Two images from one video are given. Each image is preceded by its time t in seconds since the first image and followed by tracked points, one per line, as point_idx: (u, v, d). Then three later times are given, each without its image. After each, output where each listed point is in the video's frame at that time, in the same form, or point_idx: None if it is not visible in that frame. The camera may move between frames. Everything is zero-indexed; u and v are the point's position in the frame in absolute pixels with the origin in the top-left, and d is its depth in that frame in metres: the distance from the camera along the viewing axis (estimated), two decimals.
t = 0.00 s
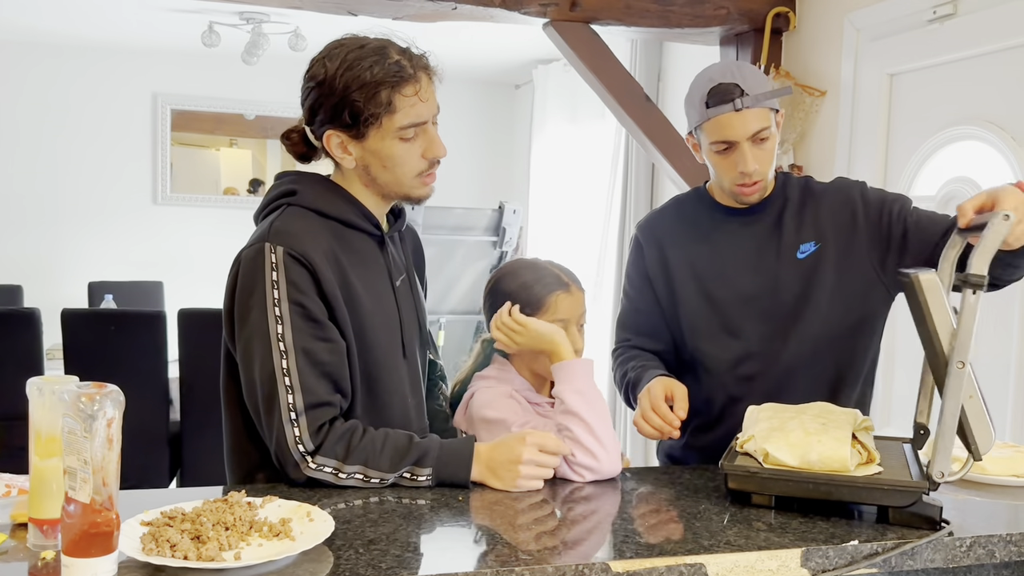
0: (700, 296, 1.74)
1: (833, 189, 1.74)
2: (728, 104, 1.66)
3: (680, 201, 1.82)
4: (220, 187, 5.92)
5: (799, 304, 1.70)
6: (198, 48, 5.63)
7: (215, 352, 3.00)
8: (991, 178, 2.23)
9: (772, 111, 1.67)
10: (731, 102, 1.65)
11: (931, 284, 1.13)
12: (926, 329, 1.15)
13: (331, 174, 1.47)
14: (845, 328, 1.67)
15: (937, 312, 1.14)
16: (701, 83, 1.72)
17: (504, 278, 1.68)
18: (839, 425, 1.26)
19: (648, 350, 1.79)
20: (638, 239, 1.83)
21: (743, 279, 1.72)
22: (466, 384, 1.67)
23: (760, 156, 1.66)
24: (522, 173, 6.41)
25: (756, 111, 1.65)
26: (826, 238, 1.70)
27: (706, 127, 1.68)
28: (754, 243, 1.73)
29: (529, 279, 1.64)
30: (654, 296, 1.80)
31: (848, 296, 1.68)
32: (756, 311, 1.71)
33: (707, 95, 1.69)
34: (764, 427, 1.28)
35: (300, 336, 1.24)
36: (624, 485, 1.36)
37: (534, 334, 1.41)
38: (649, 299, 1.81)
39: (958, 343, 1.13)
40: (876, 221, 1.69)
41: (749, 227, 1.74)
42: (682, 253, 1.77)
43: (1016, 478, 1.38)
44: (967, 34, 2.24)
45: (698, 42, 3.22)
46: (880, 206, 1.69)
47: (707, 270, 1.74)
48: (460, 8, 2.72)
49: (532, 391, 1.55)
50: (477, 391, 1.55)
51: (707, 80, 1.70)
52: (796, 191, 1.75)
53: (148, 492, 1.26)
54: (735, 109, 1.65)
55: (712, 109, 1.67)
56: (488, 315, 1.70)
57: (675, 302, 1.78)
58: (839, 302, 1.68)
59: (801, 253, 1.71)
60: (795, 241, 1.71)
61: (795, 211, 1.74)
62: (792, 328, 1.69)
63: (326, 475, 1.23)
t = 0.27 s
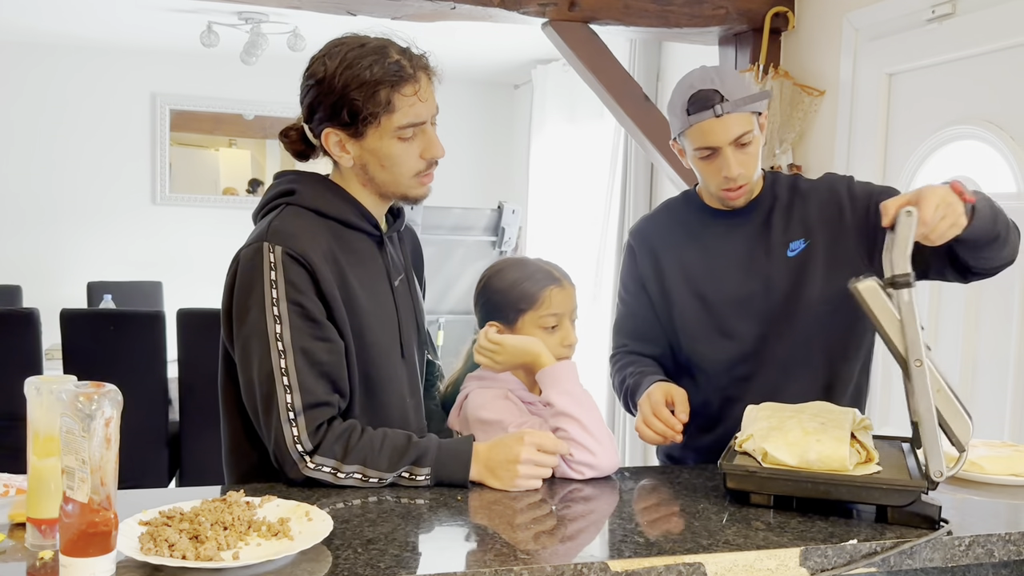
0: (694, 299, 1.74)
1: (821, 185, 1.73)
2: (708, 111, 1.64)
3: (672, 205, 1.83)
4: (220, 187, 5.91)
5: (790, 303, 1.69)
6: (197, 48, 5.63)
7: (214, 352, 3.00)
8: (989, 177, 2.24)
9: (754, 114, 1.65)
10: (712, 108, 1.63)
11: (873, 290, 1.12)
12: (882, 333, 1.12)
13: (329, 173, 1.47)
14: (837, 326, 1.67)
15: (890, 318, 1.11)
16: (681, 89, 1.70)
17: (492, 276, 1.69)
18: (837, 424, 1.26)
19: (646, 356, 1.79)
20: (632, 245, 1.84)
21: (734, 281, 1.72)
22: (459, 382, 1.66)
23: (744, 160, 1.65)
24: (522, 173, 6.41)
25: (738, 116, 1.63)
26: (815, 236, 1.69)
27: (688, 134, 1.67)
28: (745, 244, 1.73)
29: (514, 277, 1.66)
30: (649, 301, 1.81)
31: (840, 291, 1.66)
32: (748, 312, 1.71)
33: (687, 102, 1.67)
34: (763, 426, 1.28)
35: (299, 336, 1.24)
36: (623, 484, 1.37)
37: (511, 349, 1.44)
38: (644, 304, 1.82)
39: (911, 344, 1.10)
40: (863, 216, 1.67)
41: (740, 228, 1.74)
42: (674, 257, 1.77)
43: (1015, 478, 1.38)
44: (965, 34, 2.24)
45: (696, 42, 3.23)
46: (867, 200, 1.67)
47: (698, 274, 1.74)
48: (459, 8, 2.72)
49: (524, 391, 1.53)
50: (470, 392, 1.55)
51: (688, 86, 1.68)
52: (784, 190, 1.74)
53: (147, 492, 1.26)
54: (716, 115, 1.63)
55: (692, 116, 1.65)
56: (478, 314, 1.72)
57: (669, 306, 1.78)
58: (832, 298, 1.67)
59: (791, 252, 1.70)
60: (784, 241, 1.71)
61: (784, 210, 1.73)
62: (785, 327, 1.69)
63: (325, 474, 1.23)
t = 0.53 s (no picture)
0: (689, 304, 1.74)
1: (806, 183, 1.74)
2: (686, 119, 1.63)
3: (661, 211, 1.83)
4: (219, 186, 5.90)
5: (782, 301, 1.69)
6: (196, 47, 5.63)
7: (213, 352, 2.99)
8: (989, 177, 2.24)
9: (731, 119, 1.64)
10: (689, 117, 1.63)
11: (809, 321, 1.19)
12: (835, 353, 1.18)
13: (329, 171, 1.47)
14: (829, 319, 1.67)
15: (836, 339, 1.17)
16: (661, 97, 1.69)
17: (488, 275, 1.70)
18: (837, 424, 1.26)
19: (647, 363, 1.78)
20: (625, 253, 1.84)
21: (727, 284, 1.72)
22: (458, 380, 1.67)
23: (724, 166, 1.66)
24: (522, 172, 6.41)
25: (716, 123, 1.62)
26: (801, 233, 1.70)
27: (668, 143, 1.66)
28: (736, 247, 1.73)
29: (510, 276, 1.67)
30: (645, 308, 1.81)
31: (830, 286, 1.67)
32: (742, 312, 1.71)
33: (665, 111, 1.66)
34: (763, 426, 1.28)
35: (298, 335, 1.24)
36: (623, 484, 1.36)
37: (512, 348, 1.47)
38: (639, 310, 1.82)
39: (863, 357, 1.16)
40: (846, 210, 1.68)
41: (730, 231, 1.74)
42: (667, 263, 1.78)
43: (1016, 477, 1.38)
44: (966, 33, 2.24)
45: (696, 41, 3.23)
46: (848, 193, 1.68)
47: (690, 278, 1.75)
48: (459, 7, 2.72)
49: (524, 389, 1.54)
50: (471, 392, 1.54)
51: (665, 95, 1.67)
52: (769, 189, 1.75)
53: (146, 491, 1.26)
54: (693, 124, 1.62)
55: (671, 125, 1.65)
56: (476, 314, 1.72)
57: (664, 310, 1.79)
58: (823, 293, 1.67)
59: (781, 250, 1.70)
60: (773, 242, 1.71)
61: (770, 209, 1.73)
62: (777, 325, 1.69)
63: (325, 474, 1.23)
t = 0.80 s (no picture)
0: (683, 309, 1.74)
1: (788, 182, 1.75)
2: (662, 125, 1.63)
3: (649, 216, 1.83)
4: (218, 185, 5.89)
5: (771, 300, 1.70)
6: (195, 46, 5.62)
7: (212, 351, 2.99)
8: (989, 176, 2.24)
9: (706, 123, 1.65)
10: (665, 123, 1.63)
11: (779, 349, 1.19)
12: (810, 375, 1.18)
13: (329, 171, 1.47)
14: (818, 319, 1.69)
15: (808, 360, 1.18)
16: (637, 105, 1.69)
17: (486, 274, 1.70)
18: (836, 423, 1.25)
19: (647, 369, 1.77)
20: (616, 261, 1.83)
21: (719, 287, 1.73)
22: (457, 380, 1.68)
23: (704, 170, 1.65)
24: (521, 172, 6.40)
25: (693, 128, 1.63)
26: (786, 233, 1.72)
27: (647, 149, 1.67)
28: (726, 250, 1.74)
29: (507, 275, 1.67)
30: (639, 314, 1.80)
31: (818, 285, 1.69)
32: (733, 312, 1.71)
33: (642, 118, 1.66)
34: (762, 425, 1.28)
35: (297, 335, 1.23)
36: (622, 483, 1.36)
37: (512, 348, 1.49)
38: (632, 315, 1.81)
39: (838, 374, 1.17)
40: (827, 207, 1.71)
41: (720, 235, 1.75)
42: (660, 268, 1.77)
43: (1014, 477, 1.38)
44: (966, 32, 2.24)
45: (696, 40, 3.22)
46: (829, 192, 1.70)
47: (683, 283, 1.75)
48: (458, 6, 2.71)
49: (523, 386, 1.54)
50: (472, 390, 1.53)
51: (640, 103, 1.67)
52: (753, 188, 1.76)
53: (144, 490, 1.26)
54: (670, 129, 1.63)
55: (648, 132, 1.65)
56: (474, 313, 1.72)
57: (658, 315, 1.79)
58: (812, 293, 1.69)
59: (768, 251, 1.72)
60: (761, 244, 1.72)
61: (755, 209, 1.74)
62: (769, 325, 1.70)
63: (324, 473, 1.23)
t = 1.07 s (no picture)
0: (676, 311, 1.74)
1: (776, 181, 1.75)
2: (645, 128, 1.68)
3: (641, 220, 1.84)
4: (218, 183, 5.89)
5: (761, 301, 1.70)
6: (194, 45, 5.61)
7: (211, 350, 2.99)
8: (989, 176, 2.23)
9: (689, 125, 1.69)
10: (648, 126, 1.68)
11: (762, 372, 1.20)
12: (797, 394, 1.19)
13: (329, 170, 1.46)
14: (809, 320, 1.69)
15: (790, 378, 1.18)
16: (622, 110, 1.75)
17: (485, 271, 1.70)
18: (837, 423, 1.25)
19: (643, 372, 1.77)
20: (610, 266, 1.84)
21: (711, 289, 1.73)
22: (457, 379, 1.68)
23: (688, 172, 1.68)
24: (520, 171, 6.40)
25: (675, 129, 1.67)
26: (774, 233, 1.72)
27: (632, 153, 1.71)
28: (717, 251, 1.75)
29: (506, 272, 1.67)
30: (634, 317, 1.80)
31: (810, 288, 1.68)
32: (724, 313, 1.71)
33: (626, 123, 1.71)
34: (762, 425, 1.27)
35: (297, 334, 1.23)
36: (622, 482, 1.36)
37: (514, 347, 1.47)
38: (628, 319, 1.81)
39: (824, 391, 1.17)
40: (813, 207, 1.70)
41: (712, 236, 1.75)
42: (652, 271, 1.78)
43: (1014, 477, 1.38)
44: (965, 31, 2.24)
45: (695, 39, 3.22)
46: (815, 191, 1.70)
47: (675, 285, 1.75)
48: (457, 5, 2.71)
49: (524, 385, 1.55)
50: (474, 387, 1.54)
51: (624, 108, 1.72)
52: (740, 190, 1.77)
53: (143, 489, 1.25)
54: (652, 132, 1.68)
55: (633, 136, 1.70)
56: (474, 311, 1.72)
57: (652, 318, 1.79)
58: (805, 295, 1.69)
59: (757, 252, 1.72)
60: (751, 244, 1.73)
61: (743, 210, 1.75)
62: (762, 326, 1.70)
63: (323, 472, 1.23)
